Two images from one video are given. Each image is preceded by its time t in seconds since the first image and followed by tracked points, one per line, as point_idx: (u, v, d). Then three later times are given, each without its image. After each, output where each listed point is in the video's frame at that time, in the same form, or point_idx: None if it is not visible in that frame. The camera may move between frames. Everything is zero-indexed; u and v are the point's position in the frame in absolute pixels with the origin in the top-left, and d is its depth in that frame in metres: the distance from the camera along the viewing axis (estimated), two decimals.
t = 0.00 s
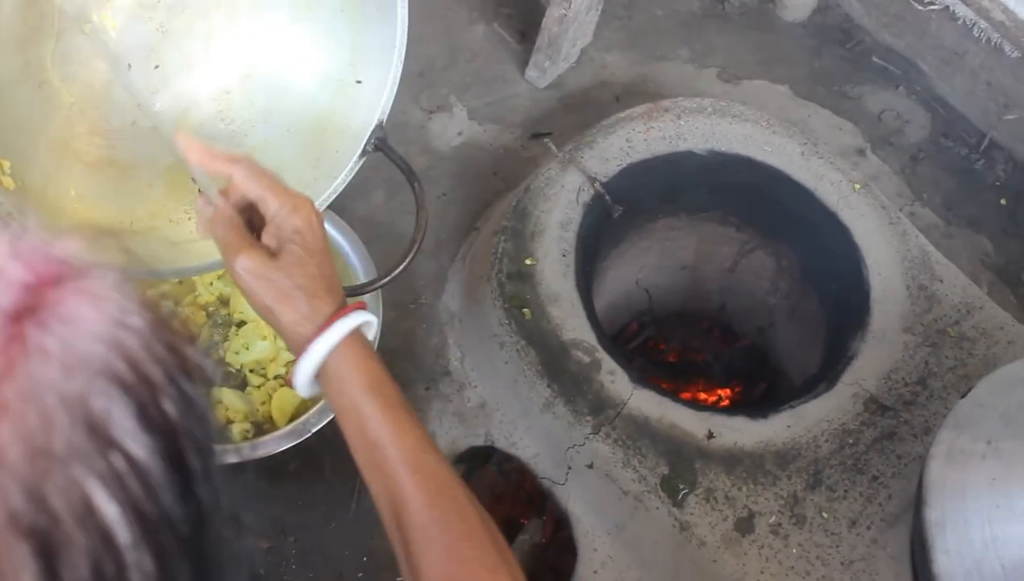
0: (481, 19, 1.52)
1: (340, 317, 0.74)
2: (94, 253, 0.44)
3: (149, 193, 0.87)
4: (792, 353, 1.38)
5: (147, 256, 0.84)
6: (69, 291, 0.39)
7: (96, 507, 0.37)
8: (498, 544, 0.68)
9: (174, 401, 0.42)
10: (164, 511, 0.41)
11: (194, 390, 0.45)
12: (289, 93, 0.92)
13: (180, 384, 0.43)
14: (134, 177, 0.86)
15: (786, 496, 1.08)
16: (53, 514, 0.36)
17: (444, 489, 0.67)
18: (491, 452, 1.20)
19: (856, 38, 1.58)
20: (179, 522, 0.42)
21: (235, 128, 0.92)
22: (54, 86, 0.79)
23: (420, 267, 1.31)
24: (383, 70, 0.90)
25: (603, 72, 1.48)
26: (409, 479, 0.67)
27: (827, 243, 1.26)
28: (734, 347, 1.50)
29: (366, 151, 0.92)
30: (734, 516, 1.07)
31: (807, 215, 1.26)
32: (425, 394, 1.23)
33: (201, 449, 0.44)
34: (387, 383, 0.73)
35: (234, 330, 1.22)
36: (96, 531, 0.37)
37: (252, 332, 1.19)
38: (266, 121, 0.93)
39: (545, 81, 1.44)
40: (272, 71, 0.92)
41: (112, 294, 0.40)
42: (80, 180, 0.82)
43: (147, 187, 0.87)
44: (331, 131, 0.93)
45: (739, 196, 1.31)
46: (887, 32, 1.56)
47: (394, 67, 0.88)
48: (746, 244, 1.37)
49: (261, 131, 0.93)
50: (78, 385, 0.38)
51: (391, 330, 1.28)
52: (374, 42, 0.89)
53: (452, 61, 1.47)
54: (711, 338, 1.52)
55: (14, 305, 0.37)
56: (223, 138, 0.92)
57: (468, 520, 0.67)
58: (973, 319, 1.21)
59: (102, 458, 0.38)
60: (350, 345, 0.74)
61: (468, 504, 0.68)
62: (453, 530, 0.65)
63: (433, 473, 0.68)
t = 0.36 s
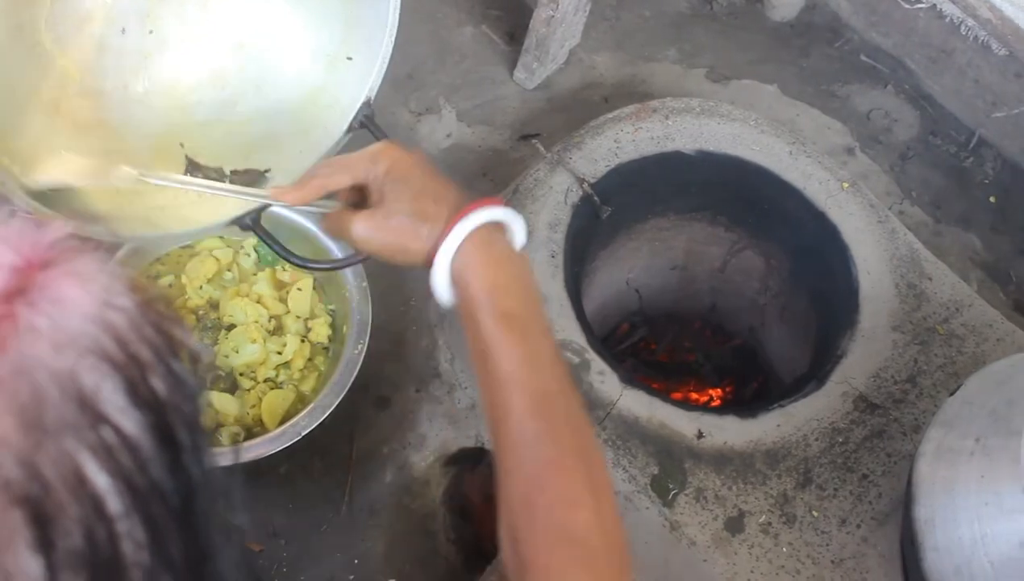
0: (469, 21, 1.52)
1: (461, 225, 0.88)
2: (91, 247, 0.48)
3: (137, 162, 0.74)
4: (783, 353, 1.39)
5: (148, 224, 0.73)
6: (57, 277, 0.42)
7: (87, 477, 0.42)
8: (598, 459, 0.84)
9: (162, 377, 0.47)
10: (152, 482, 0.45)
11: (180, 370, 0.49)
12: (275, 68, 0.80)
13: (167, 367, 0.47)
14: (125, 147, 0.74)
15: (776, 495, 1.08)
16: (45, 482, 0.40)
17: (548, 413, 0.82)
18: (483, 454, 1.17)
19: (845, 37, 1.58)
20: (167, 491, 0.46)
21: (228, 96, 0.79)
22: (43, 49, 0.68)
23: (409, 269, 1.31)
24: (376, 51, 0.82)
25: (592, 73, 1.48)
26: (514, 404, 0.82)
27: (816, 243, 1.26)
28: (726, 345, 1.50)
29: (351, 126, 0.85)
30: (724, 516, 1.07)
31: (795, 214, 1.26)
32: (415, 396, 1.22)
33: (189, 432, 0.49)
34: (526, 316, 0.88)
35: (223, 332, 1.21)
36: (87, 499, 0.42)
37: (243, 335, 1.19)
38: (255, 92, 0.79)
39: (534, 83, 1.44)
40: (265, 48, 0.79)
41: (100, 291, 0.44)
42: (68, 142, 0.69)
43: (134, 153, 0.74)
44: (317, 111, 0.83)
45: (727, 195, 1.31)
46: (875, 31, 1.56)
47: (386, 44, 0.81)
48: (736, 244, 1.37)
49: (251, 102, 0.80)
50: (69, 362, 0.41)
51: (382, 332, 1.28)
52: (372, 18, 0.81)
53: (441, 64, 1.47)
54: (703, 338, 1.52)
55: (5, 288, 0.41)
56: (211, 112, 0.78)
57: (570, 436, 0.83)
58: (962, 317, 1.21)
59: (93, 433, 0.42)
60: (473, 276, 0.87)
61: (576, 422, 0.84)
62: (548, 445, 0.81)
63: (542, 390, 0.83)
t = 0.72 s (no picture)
0: (462, 23, 1.52)
1: (471, 230, 0.75)
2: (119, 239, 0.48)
3: (89, 152, 0.72)
4: (776, 354, 1.38)
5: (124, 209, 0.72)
6: (91, 257, 0.42)
7: (118, 448, 0.42)
8: (620, 487, 0.81)
9: (189, 358, 0.46)
10: (180, 454, 0.46)
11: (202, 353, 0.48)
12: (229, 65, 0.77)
13: (192, 346, 0.47)
14: (77, 138, 0.72)
15: (768, 497, 1.08)
16: (81, 451, 0.41)
17: (581, 431, 0.78)
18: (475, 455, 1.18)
19: (838, 38, 1.58)
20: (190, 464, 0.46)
21: (180, 93, 0.76)
22: (7, 39, 0.69)
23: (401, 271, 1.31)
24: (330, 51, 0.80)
25: (585, 74, 1.49)
26: (545, 418, 0.77)
27: (808, 245, 1.26)
28: (718, 348, 1.50)
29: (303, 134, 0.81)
30: (715, 517, 1.07)
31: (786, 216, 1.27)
32: (407, 399, 1.22)
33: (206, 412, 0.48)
34: (547, 322, 0.79)
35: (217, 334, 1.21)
36: (118, 467, 0.42)
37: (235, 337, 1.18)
38: (207, 93, 0.77)
39: (526, 85, 1.45)
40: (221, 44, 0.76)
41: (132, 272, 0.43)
42: (23, 136, 0.69)
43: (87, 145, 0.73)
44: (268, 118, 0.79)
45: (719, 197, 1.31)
46: (867, 32, 1.56)
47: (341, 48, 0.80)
48: (728, 245, 1.37)
49: (200, 100, 0.76)
50: (102, 338, 0.41)
51: (374, 334, 1.27)
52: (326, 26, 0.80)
53: (434, 66, 1.47)
54: (696, 340, 1.52)
55: (39, 269, 0.40)
56: (166, 113, 0.76)
57: (598, 460, 0.79)
58: (953, 317, 1.21)
59: (126, 407, 0.42)
60: (493, 268, 0.76)
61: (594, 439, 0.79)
62: (581, 469, 0.77)
63: (574, 402, 0.78)
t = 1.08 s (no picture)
0: (456, 28, 1.52)
1: (277, 265, 0.72)
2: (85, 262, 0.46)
3: (78, 176, 0.87)
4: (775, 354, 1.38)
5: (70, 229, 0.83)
6: (50, 283, 0.42)
7: (68, 482, 0.39)
8: (481, 496, 0.67)
9: (151, 388, 0.44)
10: (135, 485, 0.42)
11: (168, 373, 0.47)
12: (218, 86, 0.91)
13: (155, 372, 0.45)
14: (62, 158, 0.85)
15: (766, 500, 1.07)
16: (25, 488, 0.38)
17: (404, 422, 0.66)
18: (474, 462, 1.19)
19: (833, 38, 1.58)
20: (149, 496, 0.42)
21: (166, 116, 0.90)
22: None
23: (396, 278, 1.31)
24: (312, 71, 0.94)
25: (579, 77, 1.48)
26: (364, 413, 0.66)
27: (805, 246, 1.25)
28: (716, 350, 1.50)
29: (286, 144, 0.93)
30: (713, 521, 1.06)
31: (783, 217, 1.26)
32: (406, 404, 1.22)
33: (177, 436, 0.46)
34: (355, 334, 0.71)
35: (212, 344, 1.21)
36: (67, 503, 0.39)
37: (229, 346, 1.19)
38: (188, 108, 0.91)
39: (520, 89, 1.44)
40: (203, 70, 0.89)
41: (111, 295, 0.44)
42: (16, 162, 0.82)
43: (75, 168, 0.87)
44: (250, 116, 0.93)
45: (715, 199, 1.31)
46: (863, 31, 1.56)
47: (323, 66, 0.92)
48: (724, 247, 1.37)
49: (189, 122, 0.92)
50: (54, 366, 0.40)
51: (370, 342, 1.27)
52: (310, 42, 0.92)
53: (428, 71, 1.47)
54: (694, 343, 1.52)
55: None
56: (150, 128, 0.90)
57: (439, 458, 0.66)
58: (951, 317, 1.21)
59: (75, 436, 0.40)
60: (288, 293, 0.71)
61: (444, 447, 0.67)
62: (414, 464, 0.65)
63: (392, 398, 0.68)
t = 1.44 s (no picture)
0: (449, 22, 1.50)
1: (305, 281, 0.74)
2: None
3: (34, 159, 0.78)
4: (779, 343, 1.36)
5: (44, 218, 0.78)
6: None
7: None
8: (544, 527, 0.71)
9: (46, 374, 0.52)
10: (18, 467, 0.50)
11: (77, 367, 0.55)
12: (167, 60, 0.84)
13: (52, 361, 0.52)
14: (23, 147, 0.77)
15: (767, 492, 1.05)
16: None
17: (474, 469, 0.70)
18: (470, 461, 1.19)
19: (833, 20, 1.55)
20: (37, 483, 0.51)
21: (116, 93, 0.82)
22: None
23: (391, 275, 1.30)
24: (260, 38, 0.89)
25: (575, 68, 1.47)
26: (428, 455, 0.70)
27: (805, 232, 1.23)
28: (719, 341, 1.48)
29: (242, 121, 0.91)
30: (713, 515, 1.05)
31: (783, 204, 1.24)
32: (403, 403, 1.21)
33: (80, 424, 0.55)
34: (421, 368, 0.74)
35: (206, 346, 1.21)
36: None
37: (222, 348, 1.18)
38: (144, 89, 0.84)
39: (515, 81, 1.43)
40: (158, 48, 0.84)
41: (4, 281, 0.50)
42: None
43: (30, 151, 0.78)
44: (207, 101, 0.88)
45: (713, 188, 1.29)
46: (863, 12, 1.53)
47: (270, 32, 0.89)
48: (724, 236, 1.35)
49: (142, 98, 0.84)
50: None
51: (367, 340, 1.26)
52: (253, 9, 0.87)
53: (422, 65, 1.46)
54: (699, 332, 1.50)
55: None
56: (102, 108, 0.82)
57: (507, 498, 0.71)
58: (955, 301, 1.18)
59: None
60: (335, 323, 0.73)
61: (505, 482, 0.71)
62: (482, 509, 0.69)
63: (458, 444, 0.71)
